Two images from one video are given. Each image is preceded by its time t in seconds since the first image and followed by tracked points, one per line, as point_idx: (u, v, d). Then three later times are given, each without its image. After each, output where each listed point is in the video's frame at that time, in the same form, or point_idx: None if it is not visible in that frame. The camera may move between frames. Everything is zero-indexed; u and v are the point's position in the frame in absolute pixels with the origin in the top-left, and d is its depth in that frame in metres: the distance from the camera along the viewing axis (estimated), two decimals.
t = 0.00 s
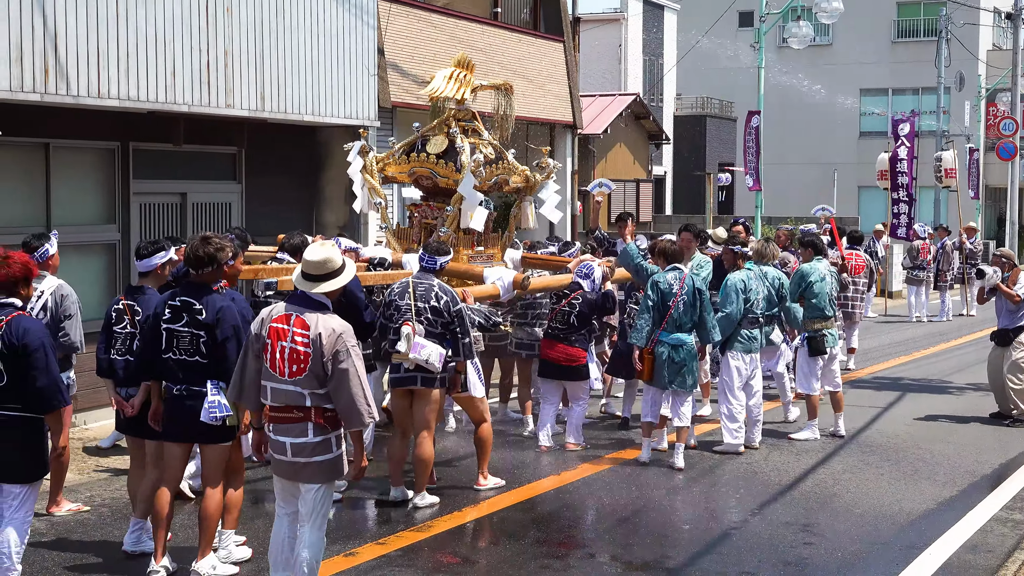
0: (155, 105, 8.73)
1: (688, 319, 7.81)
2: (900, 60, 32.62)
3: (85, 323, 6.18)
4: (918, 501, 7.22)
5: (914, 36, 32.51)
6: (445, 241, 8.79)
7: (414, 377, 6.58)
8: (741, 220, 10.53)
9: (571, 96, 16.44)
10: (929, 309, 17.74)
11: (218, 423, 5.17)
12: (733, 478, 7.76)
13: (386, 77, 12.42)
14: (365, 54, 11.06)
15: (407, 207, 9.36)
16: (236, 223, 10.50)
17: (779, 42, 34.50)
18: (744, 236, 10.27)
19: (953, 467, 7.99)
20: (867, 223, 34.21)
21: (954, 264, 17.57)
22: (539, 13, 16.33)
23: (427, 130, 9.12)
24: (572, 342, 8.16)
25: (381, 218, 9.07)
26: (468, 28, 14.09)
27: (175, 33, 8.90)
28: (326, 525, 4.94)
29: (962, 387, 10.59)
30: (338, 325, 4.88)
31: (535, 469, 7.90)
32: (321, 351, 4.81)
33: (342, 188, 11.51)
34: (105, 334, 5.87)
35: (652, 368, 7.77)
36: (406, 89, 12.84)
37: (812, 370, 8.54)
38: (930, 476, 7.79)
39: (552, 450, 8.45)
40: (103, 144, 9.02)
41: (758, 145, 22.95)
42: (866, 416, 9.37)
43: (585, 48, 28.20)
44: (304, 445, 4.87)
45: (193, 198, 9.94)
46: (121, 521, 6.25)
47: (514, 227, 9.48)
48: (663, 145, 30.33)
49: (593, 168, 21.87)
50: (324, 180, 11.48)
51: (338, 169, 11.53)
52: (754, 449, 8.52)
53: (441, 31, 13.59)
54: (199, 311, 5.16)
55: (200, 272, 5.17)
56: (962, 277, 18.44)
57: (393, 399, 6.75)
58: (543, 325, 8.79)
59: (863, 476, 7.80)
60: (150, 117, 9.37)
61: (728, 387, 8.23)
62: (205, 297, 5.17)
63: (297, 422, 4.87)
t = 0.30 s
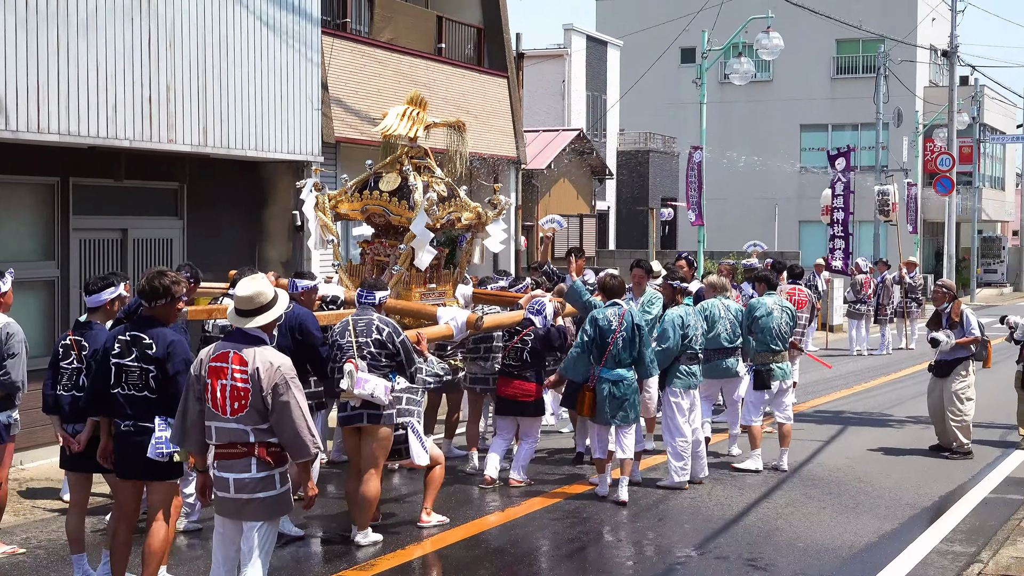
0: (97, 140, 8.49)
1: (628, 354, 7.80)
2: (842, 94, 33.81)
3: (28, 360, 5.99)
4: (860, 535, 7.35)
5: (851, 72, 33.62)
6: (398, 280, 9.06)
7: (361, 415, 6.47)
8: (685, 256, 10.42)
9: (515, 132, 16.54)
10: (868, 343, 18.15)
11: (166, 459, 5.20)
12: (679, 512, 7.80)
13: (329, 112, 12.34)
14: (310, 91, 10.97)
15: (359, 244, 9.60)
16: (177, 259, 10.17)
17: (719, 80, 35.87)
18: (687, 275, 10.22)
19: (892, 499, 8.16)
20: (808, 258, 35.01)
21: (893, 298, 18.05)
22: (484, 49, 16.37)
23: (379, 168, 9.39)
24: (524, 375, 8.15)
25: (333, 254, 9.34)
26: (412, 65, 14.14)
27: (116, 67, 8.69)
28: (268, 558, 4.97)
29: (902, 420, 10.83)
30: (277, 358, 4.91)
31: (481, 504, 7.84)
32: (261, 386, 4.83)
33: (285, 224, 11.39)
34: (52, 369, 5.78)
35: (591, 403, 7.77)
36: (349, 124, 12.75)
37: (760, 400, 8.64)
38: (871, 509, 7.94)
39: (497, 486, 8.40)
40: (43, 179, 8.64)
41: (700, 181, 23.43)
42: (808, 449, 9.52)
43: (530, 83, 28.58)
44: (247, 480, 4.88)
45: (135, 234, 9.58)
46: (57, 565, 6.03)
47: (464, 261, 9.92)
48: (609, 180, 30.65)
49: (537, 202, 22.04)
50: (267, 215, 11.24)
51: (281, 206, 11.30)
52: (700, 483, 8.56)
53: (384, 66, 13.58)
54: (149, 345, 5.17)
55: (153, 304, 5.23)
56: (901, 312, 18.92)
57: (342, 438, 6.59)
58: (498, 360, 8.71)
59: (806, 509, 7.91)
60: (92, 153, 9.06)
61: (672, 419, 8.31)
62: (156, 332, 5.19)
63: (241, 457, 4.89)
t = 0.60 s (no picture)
0: (79, 153, 8.48)
1: (605, 361, 7.81)
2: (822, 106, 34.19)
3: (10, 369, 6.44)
4: (845, 544, 7.35)
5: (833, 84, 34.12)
6: (388, 290, 9.09)
7: (355, 424, 6.46)
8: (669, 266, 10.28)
9: (498, 143, 16.58)
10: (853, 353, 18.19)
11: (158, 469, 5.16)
12: (665, 522, 7.79)
13: (313, 124, 12.36)
14: (295, 104, 10.99)
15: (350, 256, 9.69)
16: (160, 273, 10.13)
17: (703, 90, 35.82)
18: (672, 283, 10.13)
19: (877, 509, 8.16)
20: (791, 268, 35.29)
21: (877, 308, 18.11)
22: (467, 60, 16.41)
23: (367, 179, 9.49)
24: (512, 379, 8.15)
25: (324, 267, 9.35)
26: (395, 76, 14.17)
27: (98, 81, 8.69)
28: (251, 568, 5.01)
29: (887, 429, 10.84)
30: (258, 369, 4.94)
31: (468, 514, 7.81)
32: (244, 398, 4.85)
33: (270, 237, 11.36)
34: (55, 382, 5.91)
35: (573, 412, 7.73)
36: (334, 136, 12.75)
37: (746, 411, 8.70)
38: (855, 519, 7.94)
39: (484, 496, 8.37)
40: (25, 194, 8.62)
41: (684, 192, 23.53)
42: (793, 459, 9.52)
43: (513, 95, 28.70)
44: (230, 492, 4.92)
45: (118, 247, 9.57)
46: None
47: (454, 268, 10.06)
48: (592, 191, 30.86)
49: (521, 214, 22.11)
50: (251, 226, 11.24)
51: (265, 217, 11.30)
52: (684, 496, 8.40)
53: (367, 78, 13.61)
54: (141, 354, 5.20)
55: (150, 313, 5.29)
56: (885, 321, 18.99)
57: (338, 450, 6.58)
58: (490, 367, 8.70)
59: (792, 519, 7.91)
60: (75, 166, 9.05)
61: (657, 429, 8.28)
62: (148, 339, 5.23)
63: (223, 468, 4.91)
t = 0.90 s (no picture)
0: (62, 157, 8.46)
1: (591, 363, 7.87)
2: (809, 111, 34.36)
3: None
4: (831, 546, 7.36)
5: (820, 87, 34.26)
6: (382, 287, 9.19)
7: (360, 428, 6.41)
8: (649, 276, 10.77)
9: (484, 147, 16.61)
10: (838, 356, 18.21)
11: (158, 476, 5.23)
12: (653, 525, 7.78)
13: (299, 128, 12.31)
14: (281, 107, 10.99)
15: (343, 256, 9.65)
16: (146, 277, 10.12)
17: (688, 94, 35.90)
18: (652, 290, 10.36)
19: (863, 511, 8.17)
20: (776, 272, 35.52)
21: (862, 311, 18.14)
22: (452, 64, 16.44)
23: (358, 180, 9.45)
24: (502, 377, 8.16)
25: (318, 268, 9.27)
26: (380, 80, 14.19)
27: (81, 85, 8.66)
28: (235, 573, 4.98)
29: (872, 432, 10.85)
30: (244, 373, 4.95)
31: (456, 517, 7.80)
32: (228, 401, 4.85)
33: (254, 241, 11.19)
34: (57, 383, 6.06)
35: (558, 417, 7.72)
36: (317, 139, 12.75)
37: (726, 414, 8.65)
38: (841, 521, 7.95)
39: (470, 498, 8.36)
40: (8, 198, 8.58)
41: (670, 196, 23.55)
42: (779, 462, 9.52)
43: (499, 99, 28.80)
44: (214, 496, 4.89)
45: (103, 251, 9.58)
46: None
47: (444, 268, 10.00)
48: (579, 195, 30.97)
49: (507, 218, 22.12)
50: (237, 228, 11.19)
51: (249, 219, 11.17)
52: (669, 501, 8.35)
53: (352, 82, 13.60)
54: (152, 358, 5.33)
55: (170, 319, 5.38)
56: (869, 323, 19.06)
57: (341, 452, 6.50)
58: (480, 366, 8.66)
59: (778, 521, 7.91)
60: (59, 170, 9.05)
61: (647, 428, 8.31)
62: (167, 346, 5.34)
63: (208, 473, 4.89)
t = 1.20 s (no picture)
0: (89, 168, 9.04)
1: (585, 360, 8.45)
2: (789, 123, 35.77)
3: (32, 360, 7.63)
4: (805, 529, 8.01)
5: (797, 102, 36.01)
6: (395, 279, 9.84)
7: (393, 415, 7.01)
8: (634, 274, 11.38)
9: (482, 159, 17.35)
10: (813, 352, 19.15)
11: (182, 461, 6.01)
12: (641, 510, 8.41)
13: (310, 140, 13.05)
14: (294, 119, 11.60)
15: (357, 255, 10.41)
16: (167, 282, 10.59)
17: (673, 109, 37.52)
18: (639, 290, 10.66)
19: (833, 497, 8.82)
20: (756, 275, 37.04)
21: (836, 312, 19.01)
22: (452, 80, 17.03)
23: (370, 183, 10.18)
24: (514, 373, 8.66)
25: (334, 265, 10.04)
26: (385, 96, 14.80)
27: (106, 99, 9.24)
28: (245, 553, 5.49)
29: (843, 423, 11.54)
30: (261, 368, 5.50)
31: (457, 502, 8.43)
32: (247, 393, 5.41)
33: (269, 246, 11.64)
34: (92, 378, 6.56)
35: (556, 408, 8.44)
36: (328, 152, 13.41)
37: (702, 405, 9.24)
38: (816, 506, 8.60)
39: (468, 483, 8.99)
40: (39, 206, 9.16)
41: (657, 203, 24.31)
42: (757, 450, 10.20)
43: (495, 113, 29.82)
44: (228, 481, 5.41)
45: (127, 255, 10.09)
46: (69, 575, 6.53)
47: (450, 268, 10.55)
48: (571, 204, 31.71)
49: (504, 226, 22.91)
50: (252, 237, 11.66)
51: (265, 226, 11.67)
52: (654, 487, 9.00)
53: (360, 98, 14.23)
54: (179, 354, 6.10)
55: (201, 319, 6.00)
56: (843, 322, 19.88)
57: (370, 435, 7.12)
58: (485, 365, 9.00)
59: (758, 507, 8.57)
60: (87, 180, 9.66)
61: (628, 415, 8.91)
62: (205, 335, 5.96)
63: (222, 459, 5.41)
